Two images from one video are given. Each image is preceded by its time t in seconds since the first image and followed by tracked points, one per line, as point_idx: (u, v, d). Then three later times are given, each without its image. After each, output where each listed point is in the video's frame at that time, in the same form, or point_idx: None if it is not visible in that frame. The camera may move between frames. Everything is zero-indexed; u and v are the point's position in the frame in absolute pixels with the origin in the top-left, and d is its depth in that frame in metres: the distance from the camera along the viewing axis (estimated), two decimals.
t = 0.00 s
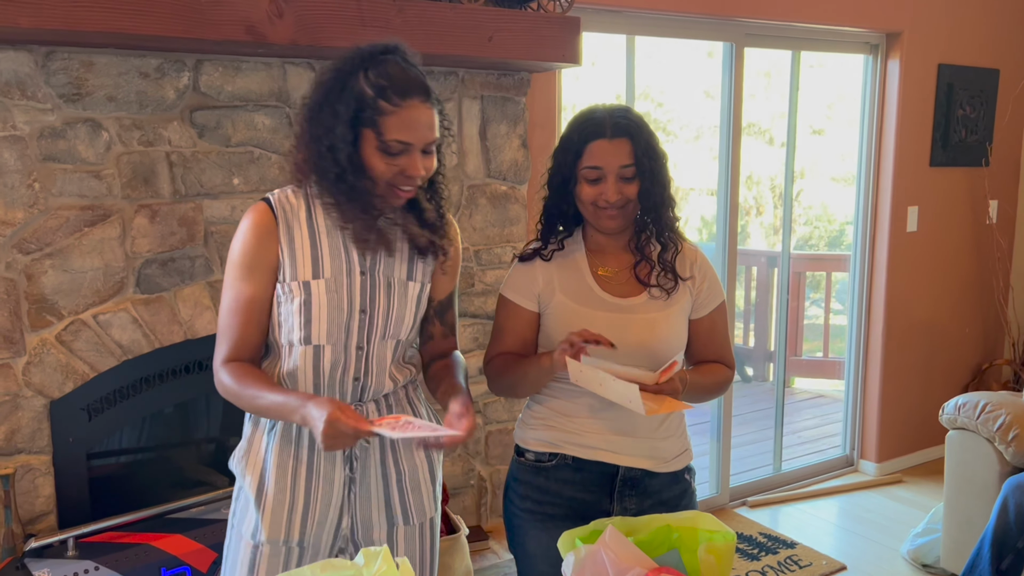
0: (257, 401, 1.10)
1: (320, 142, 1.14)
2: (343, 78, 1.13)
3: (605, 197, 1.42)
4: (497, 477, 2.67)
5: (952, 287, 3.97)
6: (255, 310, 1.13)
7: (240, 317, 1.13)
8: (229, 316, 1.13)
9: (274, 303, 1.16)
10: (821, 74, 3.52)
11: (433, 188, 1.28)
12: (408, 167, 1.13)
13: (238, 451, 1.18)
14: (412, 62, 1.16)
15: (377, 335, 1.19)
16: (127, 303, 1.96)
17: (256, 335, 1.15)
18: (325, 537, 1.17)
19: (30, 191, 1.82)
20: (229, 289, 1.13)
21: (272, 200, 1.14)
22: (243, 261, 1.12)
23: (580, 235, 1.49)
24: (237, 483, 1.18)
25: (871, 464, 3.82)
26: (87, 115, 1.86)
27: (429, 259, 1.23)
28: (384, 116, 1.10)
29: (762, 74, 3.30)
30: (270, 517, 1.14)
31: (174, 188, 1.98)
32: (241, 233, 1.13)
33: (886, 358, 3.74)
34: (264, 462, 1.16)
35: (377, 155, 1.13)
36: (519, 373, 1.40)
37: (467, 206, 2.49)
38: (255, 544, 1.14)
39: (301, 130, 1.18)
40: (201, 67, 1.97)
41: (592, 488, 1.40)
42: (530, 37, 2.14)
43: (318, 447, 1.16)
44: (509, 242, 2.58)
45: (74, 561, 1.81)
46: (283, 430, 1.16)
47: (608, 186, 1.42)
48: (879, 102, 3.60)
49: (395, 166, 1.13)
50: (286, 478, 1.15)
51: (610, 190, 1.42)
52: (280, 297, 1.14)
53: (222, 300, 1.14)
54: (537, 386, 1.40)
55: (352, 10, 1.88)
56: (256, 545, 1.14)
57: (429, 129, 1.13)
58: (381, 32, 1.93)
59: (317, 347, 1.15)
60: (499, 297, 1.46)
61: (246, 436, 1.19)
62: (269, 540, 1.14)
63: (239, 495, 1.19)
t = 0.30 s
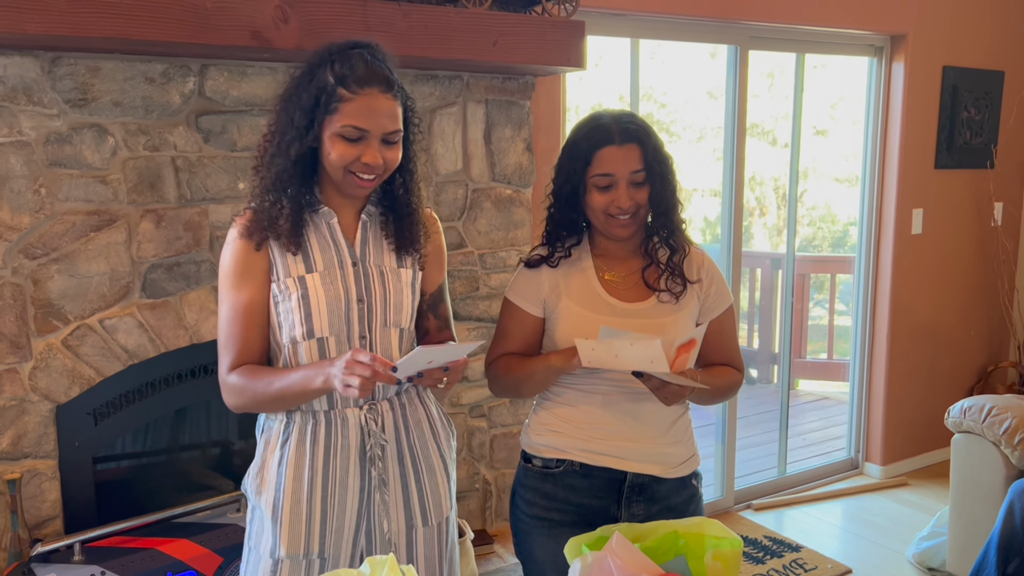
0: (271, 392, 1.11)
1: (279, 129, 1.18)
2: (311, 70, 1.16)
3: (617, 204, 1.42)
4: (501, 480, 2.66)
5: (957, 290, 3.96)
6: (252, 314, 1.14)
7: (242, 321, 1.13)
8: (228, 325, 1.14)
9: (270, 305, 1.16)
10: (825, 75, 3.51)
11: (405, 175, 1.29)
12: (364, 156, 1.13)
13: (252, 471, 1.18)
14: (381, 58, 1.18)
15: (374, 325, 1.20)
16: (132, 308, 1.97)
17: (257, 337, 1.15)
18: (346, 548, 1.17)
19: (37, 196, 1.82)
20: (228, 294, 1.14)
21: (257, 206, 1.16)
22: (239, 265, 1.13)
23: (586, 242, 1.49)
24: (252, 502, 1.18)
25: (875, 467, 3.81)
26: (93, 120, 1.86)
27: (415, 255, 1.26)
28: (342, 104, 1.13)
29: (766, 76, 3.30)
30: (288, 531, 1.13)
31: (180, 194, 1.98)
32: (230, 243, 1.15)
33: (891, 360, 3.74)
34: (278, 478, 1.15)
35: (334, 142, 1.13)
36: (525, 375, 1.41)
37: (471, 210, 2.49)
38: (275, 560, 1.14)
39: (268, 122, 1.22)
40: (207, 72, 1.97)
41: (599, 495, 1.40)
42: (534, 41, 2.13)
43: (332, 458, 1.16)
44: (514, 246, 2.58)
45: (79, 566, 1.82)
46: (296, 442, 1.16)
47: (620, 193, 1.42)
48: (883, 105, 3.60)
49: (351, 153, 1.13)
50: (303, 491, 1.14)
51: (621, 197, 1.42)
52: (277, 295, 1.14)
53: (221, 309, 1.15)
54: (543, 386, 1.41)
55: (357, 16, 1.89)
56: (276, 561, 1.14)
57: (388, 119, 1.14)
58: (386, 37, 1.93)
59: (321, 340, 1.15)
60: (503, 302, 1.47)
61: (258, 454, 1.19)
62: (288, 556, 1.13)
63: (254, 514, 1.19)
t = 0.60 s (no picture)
0: (269, 389, 1.11)
1: (282, 132, 1.19)
2: (311, 73, 1.17)
3: (621, 207, 1.43)
4: (501, 481, 2.67)
5: (955, 291, 3.96)
6: (252, 316, 1.15)
7: (241, 322, 1.15)
8: (230, 326, 1.15)
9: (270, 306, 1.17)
10: (824, 76, 3.52)
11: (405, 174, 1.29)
12: (363, 159, 1.14)
13: (257, 470, 1.19)
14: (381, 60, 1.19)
15: (376, 326, 1.20)
16: (134, 309, 1.97)
17: (257, 336, 1.16)
18: (350, 547, 1.18)
19: (39, 197, 1.83)
20: (228, 295, 1.15)
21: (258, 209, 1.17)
22: (239, 268, 1.14)
23: (591, 243, 1.50)
24: (257, 501, 1.19)
25: (874, 468, 3.82)
26: (95, 121, 1.87)
27: (415, 255, 1.26)
28: (342, 108, 1.13)
29: (765, 77, 3.31)
30: (291, 530, 1.15)
31: (181, 195, 1.99)
32: (231, 247, 1.16)
33: (890, 361, 3.74)
34: (281, 477, 1.16)
35: (333, 147, 1.14)
36: (530, 376, 1.43)
37: (472, 211, 2.50)
38: (279, 559, 1.15)
39: (271, 125, 1.23)
40: (208, 73, 1.98)
41: (603, 495, 1.41)
42: (535, 43, 2.14)
43: (335, 458, 1.17)
44: (514, 247, 2.58)
45: (81, 566, 1.83)
46: (300, 442, 1.16)
47: (625, 196, 1.43)
48: (882, 107, 3.61)
49: (350, 158, 1.14)
50: (305, 491, 1.15)
51: (626, 200, 1.43)
52: (278, 297, 1.15)
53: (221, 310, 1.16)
54: (550, 387, 1.43)
55: (359, 18, 1.89)
56: (280, 560, 1.15)
57: (387, 123, 1.15)
58: (388, 39, 1.94)
59: (321, 340, 1.16)
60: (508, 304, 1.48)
61: (263, 454, 1.20)
62: (292, 554, 1.15)
63: (259, 513, 1.20)
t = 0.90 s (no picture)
0: (265, 385, 1.12)
1: (286, 133, 1.18)
2: (318, 76, 1.17)
3: (617, 207, 1.44)
4: (496, 480, 2.67)
5: (948, 292, 3.99)
6: (251, 313, 1.15)
7: (240, 318, 1.15)
8: (228, 323, 1.15)
9: (269, 303, 1.17)
10: (819, 78, 3.53)
11: (411, 180, 1.29)
12: (367, 165, 1.15)
13: (253, 465, 1.20)
14: (390, 67, 1.19)
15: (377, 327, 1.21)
16: (129, 307, 1.97)
17: (255, 333, 1.16)
18: (342, 543, 1.19)
19: (34, 195, 1.83)
20: (227, 292, 1.15)
21: (260, 207, 1.17)
22: (239, 265, 1.14)
23: (588, 243, 1.51)
24: (252, 496, 1.19)
25: (867, 468, 3.84)
26: (91, 120, 1.87)
27: (416, 257, 1.26)
28: (348, 114, 1.13)
29: (760, 78, 3.32)
30: (284, 526, 1.15)
31: (177, 194, 1.99)
32: (232, 243, 1.16)
33: (883, 362, 3.76)
34: (276, 473, 1.17)
35: (339, 151, 1.14)
36: (526, 375, 1.44)
37: (467, 211, 2.50)
38: (271, 555, 1.15)
39: (275, 123, 1.22)
40: (204, 72, 1.98)
41: (599, 493, 1.41)
42: (531, 44, 2.14)
43: (331, 455, 1.17)
44: (509, 247, 2.59)
45: (74, 565, 1.83)
46: (296, 439, 1.17)
47: (620, 197, 1.44)
48: (876, 109, 3.62)
49: (356, 163, 1.14)
50: (299, 487, 1.16)
51: (621, 201, 1.44)
52: (277, 294, 1.15)
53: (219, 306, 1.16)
54: (543, 388, 1.44)
55: (355, 18, 1.90)
56: (272, 555, 1.15)
57: (393, 131, 1.15)
58: (384, 39, 1.94)
59: (319, 339, 1.17)
60: (506, 302, 1.50)
61: (260, 450, 1.20)
62: (284, 550, 1.15)
63: (253, 508, 1.20)
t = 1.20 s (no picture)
0: (267, 383, 1.12)
1: (284, 137, 1.19)
2: (316, 81, 1.17)
3: (611, 209, 1.45)
4: (488, 481, 2.68)
5: (937, 295, 4.02)
6: (249, 313, 1.15)
7: (238, 318, 1.15)
8: (225, 323, 1.15)
9: (268, 304, 1.18)
10: (811, 81, 3.55)
11: (409, 182, 1.29)
12: (365, 170, 1.16)
13: (249, 466, 1.20)
14: (390, 73, 1.19)
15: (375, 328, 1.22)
16: (122, 307, 1.97)
17: (254, 333, 1.17)
18: (338, 544, 1.19)
19: (27, 195, 1.83)
20: (224, 292, 1.15)
21: (260, 207, 1.18)
22: (238, 266, 1.15)
23: (583, 245, 1.52)
24: (248, 498, 1.20)
25: (857, 470, 3.86)
26: (84, 120, 1.87)
27: (414, 260, 1.28)
28: (345, 121, 1.14)
29: (753, 81, 3.34)
30: (281, 527, 1.16)
31: (170, 194, 1.99)
32: (230, 243, 1.16)
33: (873, 364, 3.79)
34: (273, 475, 1.18)
35: (337, 157, 1.16)
36: (520, 375, 1.45)
37: (461, 213, 2.51)
38: (267, 556, 1.16)
39: (274, 128, 1.23)
40: (198, 73, 1.98)
41: (592, 491, 1.43)
42: (524, 47, 2.15)
43: (327, 456, 1.18)
44: (502, 249, 2.60)
45: (66, 564, 1.83)
46: (292, 440, 1.18)
47: (615, 198, 1.45)
48: (867, 113, 3.65)
49: (353, 169, 1.16)
50: (296, 488, 1.16)
51: (616, 202, 1.45)
52: (276, 293, 1.16)
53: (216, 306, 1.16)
54: (537, 388, 1.45)
55: (350, 20, 1.90)
56: (269, 556, 1.16)
57: (391, 137, 1.16)
58: (378, 40, 1.95)
59: (318, 340, 1.17)
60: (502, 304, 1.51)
61: (256, 451, 1.21)
62: (281, 551, 1.16)
63: (249, 509, 1.21)
